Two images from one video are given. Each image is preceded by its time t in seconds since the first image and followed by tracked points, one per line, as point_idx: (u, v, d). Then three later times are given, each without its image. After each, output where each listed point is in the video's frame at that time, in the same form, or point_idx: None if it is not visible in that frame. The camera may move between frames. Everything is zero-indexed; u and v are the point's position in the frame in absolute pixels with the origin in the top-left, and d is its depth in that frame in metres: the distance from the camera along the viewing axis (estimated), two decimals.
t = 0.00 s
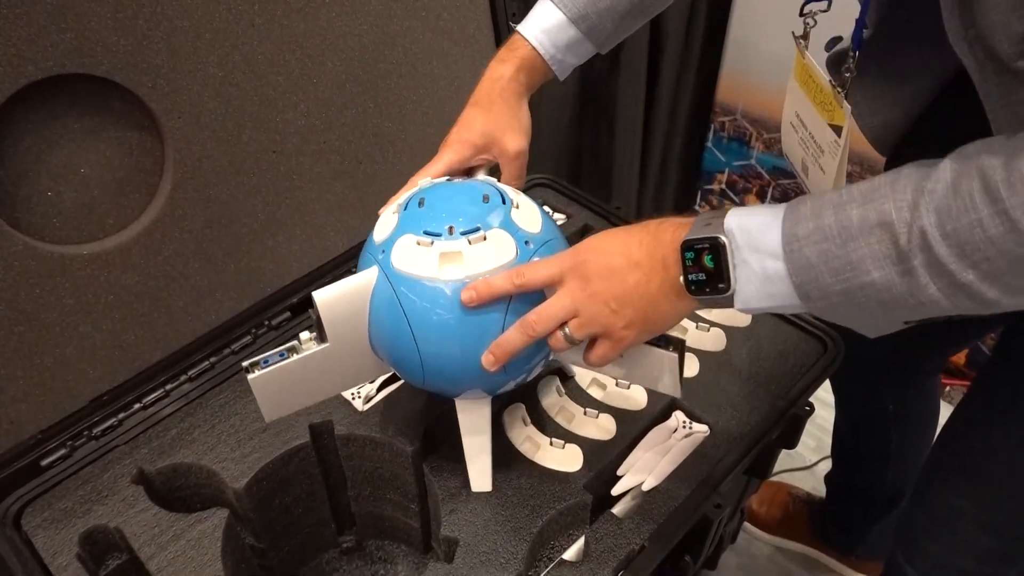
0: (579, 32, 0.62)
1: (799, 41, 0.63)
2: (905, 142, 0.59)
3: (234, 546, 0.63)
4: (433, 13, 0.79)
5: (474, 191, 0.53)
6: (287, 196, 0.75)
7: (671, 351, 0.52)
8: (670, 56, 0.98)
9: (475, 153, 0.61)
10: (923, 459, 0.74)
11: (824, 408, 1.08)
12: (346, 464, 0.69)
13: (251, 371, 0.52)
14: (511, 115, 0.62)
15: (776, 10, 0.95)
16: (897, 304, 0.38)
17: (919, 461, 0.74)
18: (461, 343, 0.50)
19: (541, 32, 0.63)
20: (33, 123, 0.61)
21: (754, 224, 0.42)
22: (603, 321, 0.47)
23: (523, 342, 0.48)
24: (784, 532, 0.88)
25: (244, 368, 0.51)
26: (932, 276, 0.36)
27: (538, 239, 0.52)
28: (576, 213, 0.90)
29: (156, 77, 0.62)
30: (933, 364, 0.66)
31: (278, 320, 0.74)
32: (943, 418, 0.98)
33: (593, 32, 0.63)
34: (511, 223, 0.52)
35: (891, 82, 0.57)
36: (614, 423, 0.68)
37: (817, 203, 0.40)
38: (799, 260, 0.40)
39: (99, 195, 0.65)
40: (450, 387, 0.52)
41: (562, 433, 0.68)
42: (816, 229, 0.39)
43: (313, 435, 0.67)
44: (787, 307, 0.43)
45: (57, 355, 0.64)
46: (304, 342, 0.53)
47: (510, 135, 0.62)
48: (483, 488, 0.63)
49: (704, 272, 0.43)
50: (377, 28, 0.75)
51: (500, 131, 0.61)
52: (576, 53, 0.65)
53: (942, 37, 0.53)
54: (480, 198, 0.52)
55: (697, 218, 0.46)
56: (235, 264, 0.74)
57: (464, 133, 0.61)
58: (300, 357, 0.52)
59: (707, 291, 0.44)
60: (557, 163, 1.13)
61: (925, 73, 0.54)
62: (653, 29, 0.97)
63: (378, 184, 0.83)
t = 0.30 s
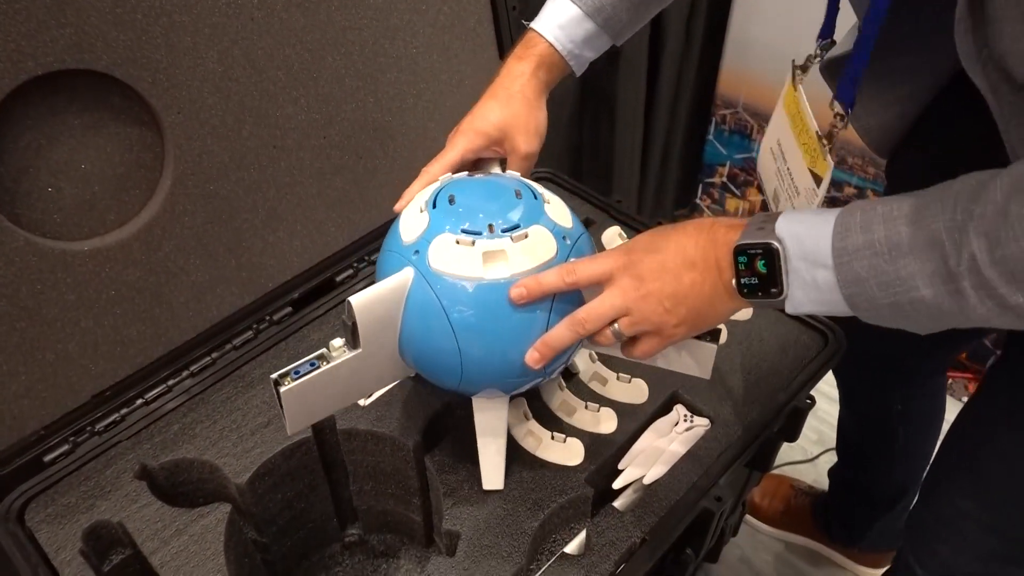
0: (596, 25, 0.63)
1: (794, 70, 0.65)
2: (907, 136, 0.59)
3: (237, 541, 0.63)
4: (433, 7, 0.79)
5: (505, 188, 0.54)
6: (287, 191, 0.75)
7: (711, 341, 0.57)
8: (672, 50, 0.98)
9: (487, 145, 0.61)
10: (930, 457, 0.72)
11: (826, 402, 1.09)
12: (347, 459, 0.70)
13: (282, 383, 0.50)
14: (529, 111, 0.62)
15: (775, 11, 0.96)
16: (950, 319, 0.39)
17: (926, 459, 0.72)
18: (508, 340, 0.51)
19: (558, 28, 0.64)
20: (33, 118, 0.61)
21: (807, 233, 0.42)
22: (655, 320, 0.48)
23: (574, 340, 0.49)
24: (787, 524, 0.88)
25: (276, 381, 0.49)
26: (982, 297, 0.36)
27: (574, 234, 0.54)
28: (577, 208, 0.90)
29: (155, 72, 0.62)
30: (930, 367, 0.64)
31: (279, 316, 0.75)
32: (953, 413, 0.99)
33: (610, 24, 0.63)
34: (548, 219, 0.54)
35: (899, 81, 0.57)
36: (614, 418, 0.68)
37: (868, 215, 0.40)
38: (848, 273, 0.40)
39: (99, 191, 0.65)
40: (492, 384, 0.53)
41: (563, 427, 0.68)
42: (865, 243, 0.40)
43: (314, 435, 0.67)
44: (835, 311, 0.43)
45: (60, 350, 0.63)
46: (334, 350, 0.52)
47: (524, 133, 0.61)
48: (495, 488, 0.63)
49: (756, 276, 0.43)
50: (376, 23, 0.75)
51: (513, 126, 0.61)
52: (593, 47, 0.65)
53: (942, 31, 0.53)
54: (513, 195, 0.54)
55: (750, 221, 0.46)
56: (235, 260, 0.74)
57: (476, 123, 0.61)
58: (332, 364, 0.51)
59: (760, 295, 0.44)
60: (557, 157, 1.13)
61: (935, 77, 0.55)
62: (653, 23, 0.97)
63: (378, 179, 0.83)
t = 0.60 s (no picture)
0: (616, 31, 0.64)
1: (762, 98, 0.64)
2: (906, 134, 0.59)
3: (238, 535, 0.63)
4: (433, 2, 0.79)
5: (514, 200, 0.58)
6: (287, 187, 0.75)
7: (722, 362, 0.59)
8: (671, 45, 0.98)
9: (499, 146, 0.62)
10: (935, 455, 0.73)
11: (825, 397, 1.09)
12: (347, 454, 0.70)
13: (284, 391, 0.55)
14: (545, 115, 0.63)
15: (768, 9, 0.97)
16: (957, 354, 0.39)
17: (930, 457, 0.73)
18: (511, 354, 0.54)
19: (578, 32, 0.64)
20: (32, 115, 0.61)
21: (813, 266, 0.42)
22: (662, 345, 0.48)
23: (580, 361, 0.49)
24: (787, 517, 0.88)
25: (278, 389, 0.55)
26: (986, 335, 0.36)
27: (579, 249, 0.58)
28: (577, 203, 0.90)
29: (154, 69, 0.62)
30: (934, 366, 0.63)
31: (278, 312, 0.76)
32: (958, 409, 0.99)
33: (629, 32, 0.64)
34: (556, 235, 0.57)
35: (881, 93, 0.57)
36: (614, 414, 0.68)
37: (872, 248, 0.40)
38: (852, 307, 0.41)
39: (99, 187, 0.65)
40: (492, 391, 0.57)
41: (562, 423, 0.68)
42: (867, 278, 0.40)
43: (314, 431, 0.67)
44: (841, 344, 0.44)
45: (60, 346, 0.64)
46: (334, 359, 0.57)
47: (537, 136, 0.62)
48: (496, 490, 0.63)
49: (764, 308, 0.44)
50: (375, 18, 0.75)
51: (529, 129, 0.62)
52: (612, 54, 0.66)
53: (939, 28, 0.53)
54: (522, 209, 0.57)
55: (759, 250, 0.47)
56: (236, 256, 0.74)
57: (491, 124, 0.62)
58: (329, 373, 0.56)
59: (768, 326, 0.44)
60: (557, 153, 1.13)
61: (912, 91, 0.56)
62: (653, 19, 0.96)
63: (378, 175, 0.83)
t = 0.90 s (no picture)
0: (584, 25, 0.65)
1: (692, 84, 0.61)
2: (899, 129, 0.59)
3: (237, 529, 0.64)
4: None
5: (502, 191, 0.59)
6: (287, 182, 0.76)
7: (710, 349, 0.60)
8: (670, 42, 0.98)
9: (479, 145, 0.63)
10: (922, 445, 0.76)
11: (822, 393, 1.10)
12: (346, 449, 0.70)
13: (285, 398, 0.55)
14: (522, 108, 0.64)
15: None
16: (939, 345, 0.40)
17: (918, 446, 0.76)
18: (510, 343, 0.56)
19: (548, 25, 0.65)
20: (32, 111, 0.61)
21: (799, 257, 0.43)
22: (653, 334, 0.48)
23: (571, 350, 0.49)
24: (785, 514, 0.89)
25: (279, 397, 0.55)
26: (969, 327, 0.37)
27: (569, 236, 0.60)
28: (575, 200, 0.90)
29: (154, 64, 0.62)
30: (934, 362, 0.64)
31: (278, 308, 0.76)
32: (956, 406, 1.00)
33: (598, 25, 0.65)
34: (545, 223, 0.58)
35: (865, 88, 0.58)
36: (611, 408, 0.68)
37: (856, 240, 0.40)
38: (836, 299, 0.41)
39: (99, 182, 0.66)
40: (491, 382, 0.58)
41: (559, 418, 0.69)
42: (849, 268, 0.40)
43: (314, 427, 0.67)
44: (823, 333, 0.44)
45: (60, 342, 0.64)
46: (333, 362, 0.57)
47: (516, 129, 0.63)
48: (495, 485, 0.63)
49: (752, 298, 0.44)
50: (374, 15, 0.75)
51: (507, 124, 0.63)
52: (580, 47, 0.67)
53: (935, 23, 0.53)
54: (509, 200, 0.58)
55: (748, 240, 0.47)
56: (235, 252, 0.74)
57: (469, 123, 0.63)
58: (331, 378, 0.56)
59: (755, 317, 0.45)
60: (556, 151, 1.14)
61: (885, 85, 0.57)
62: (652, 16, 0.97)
63: (377, 170, 0.84)
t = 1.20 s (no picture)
0: (576, 23, 0.66)
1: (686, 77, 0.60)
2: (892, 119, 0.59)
3: (236, 526, 0.64)
4: None
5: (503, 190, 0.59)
6: (285, 180, 0.76)
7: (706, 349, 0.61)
8: (669, 40, 0.98)
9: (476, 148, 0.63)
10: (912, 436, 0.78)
11: (821, 390, 1.10)
12: (346, 446, 0.71)
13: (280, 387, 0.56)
14: (517, 110, 0.65)
15: None
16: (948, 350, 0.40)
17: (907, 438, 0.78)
18: (507, 340, 0.56)
19: (539, 24, 0.66)
20: (31, 109, 0.61)
21: (810, 264, 0.44)
22: (655, 326, 0.48)
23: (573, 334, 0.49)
24: (785, 510, 0.88)
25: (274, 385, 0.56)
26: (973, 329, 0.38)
27: (568, 236, 0.60)
28: (573, 197, 0.90)
29: (153, 63, 0.62)
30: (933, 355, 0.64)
31: (278, 305, 0.76)
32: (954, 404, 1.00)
33: (590, 23, 0.66)
34: (544, 222, 0.58)
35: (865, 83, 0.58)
36: (610, 406, 0.69)
37: (866, 246, 0.41)
38: (845, 303, 0.42)
39: (98, 180, 0.66)
40: (488, 379, 0.58)
41: (558, 415, 0.69)
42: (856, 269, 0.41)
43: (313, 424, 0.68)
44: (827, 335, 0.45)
45: (59, 339, 0.65)
46: (330, 354, 0.58)
47: (513, 131, 0.64)
48: (495, 481, 0.64)
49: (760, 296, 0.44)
50: (373, 14, 0.75)
51: (503, 126, 0.63)
52: (573, 45, 0.68)
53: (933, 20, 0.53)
54: (510, 198, 0.58)
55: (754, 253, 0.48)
56: (234, 250, 0.75)
57: (465, 129, 0.63)
58: (327, 370, 0.57)
59: (761, 316, 0.45)
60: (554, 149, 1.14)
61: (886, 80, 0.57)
62: (650, 14, 0.97)
63: (375, 168, 0.84)
